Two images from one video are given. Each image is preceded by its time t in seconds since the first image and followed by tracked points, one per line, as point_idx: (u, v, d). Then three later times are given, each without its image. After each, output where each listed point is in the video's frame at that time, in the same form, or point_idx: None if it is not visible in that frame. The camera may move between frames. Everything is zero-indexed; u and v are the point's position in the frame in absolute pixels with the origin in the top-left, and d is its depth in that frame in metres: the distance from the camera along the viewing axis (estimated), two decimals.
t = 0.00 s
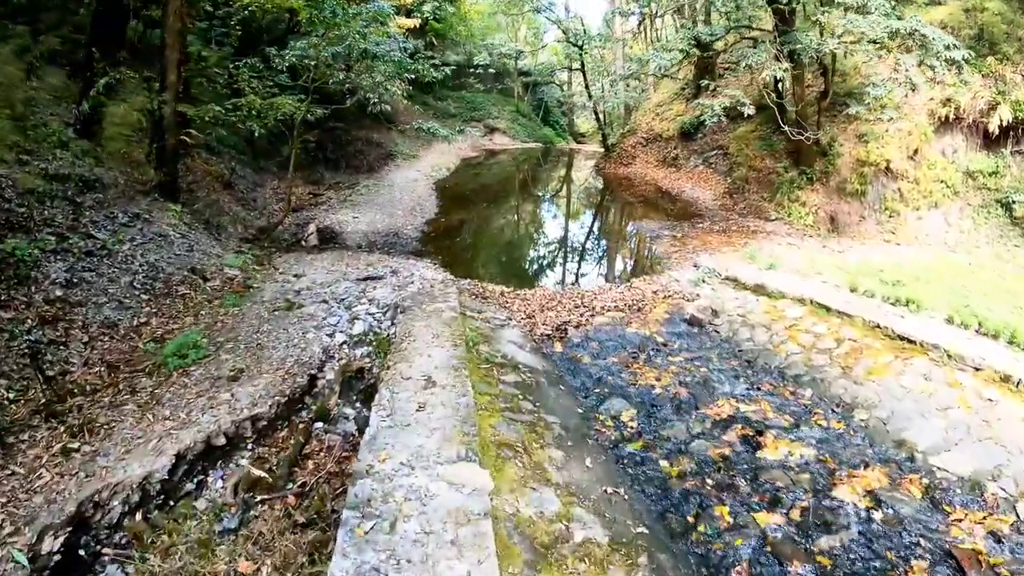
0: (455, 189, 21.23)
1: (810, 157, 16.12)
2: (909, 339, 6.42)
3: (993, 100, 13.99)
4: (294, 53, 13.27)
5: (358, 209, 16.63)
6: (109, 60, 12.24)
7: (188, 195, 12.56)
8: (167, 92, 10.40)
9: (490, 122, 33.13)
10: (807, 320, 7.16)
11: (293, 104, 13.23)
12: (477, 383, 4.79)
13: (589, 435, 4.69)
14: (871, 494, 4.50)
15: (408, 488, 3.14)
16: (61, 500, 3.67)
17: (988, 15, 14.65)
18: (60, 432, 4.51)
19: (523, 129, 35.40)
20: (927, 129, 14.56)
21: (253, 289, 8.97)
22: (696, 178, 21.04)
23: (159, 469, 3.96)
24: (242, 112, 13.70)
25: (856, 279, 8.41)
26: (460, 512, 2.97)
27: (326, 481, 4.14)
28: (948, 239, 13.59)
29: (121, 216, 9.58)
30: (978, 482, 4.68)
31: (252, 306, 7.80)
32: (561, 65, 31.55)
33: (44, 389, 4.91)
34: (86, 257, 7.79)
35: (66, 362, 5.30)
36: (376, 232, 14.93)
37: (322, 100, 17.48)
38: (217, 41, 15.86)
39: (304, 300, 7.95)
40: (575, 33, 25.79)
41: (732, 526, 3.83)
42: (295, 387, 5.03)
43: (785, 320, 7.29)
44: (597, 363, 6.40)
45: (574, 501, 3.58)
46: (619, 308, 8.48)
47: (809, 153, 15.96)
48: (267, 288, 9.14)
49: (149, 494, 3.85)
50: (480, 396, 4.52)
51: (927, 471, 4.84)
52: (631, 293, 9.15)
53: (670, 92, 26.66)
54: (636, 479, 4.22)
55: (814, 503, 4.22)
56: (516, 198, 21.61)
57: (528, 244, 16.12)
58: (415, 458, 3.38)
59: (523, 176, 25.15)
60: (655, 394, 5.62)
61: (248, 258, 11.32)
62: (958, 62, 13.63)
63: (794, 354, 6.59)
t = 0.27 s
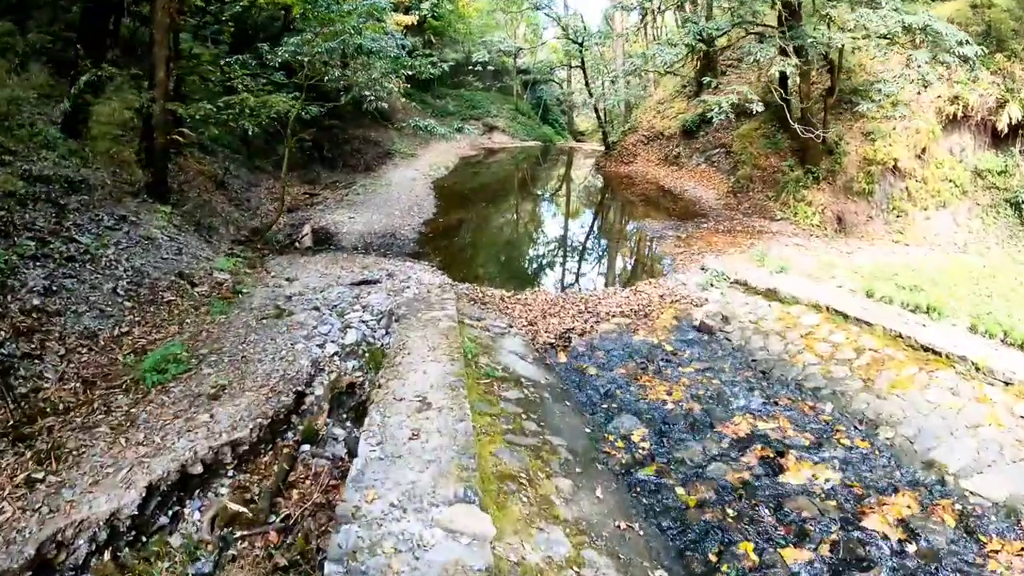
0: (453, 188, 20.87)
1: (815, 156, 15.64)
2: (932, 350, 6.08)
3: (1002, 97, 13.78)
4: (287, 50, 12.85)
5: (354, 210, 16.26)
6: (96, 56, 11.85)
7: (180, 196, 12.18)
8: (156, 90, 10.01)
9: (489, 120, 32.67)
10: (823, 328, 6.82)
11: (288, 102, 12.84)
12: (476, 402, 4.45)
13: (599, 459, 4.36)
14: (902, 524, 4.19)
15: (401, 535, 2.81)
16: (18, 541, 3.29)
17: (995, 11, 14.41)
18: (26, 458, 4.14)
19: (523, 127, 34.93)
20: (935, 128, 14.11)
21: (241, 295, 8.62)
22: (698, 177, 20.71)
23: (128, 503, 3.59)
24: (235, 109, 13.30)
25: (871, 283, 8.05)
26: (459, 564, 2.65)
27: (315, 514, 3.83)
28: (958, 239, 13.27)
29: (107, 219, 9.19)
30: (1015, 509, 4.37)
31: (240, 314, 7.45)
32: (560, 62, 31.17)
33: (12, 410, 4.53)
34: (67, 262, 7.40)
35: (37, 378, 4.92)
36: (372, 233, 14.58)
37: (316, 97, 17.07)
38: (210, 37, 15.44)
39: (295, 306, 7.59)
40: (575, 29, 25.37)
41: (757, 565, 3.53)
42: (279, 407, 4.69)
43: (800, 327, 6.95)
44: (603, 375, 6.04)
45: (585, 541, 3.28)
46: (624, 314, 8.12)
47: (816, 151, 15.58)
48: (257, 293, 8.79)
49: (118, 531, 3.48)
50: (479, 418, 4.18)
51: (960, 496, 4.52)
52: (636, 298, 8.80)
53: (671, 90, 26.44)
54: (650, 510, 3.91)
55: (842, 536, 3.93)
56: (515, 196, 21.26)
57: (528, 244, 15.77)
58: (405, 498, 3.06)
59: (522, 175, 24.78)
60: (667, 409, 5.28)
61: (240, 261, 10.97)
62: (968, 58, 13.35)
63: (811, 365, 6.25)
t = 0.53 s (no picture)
0: (453, 187, 20.60)
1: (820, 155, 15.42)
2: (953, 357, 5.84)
3: (1009, 96, 13.50)
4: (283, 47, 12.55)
5: (352, 209, 15.97)
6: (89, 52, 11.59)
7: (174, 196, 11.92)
8: (149, 87, 9.78)
9: (488, 119, 32.28)
10: (838, 334, 6.57)
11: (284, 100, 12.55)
12: (480, 416, 4.20)
13: (610, 476, 4.13)
14: (931, 544, 3.96)
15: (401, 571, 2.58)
16: None
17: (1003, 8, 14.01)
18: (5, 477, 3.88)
19: (523, 126, 34.60)
20: (941, 127, 13.84)
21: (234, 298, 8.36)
22: (700, 175, 20.45)
23: (110, 529, 3.35)
24: (229, 108, 13.00)
25: (885, 287, 7.78)
26: None
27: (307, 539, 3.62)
28: (965, 239, 12.99)
29: (99, 220, 8.90)
30: None
31: (232, 320, 7.20)
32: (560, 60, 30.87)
33: None
34: (55, 266, 7.13)
35: (19, 390, 4.65)
36: (370, 233, 14.31)
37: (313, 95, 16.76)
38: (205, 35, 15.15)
39: (289, 311, 7.33)
40: (576, 27, 25.05)
41: None
42: (271, 421, 4.45)
43: (814, 333, 6.70)
44: (611, 384, 5.80)
45: (600, 570, 3.05)
46: (631, 318, 7.87)
47: (822, 150, 15.31)
48: (251, 297, 8.54)
49: (100, 560, 3.24)
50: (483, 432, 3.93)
51: (990, 512, 4.29)
52: (642, 301, 8.54)
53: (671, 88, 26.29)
54: (666, 533, 3.68)
55: (870, 559, 3.71)
56: (515, 196, 20.98)
57: (527, 243, 15.51)
58: (406, 530, 2.94)
59: (521, 174, 24.48)
60: (679, 421, 5.04)
61: (234, 263, 10.71)
62: (976, 55, 13.08)
63: (827, 372, 6.01)
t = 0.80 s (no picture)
0: (450, 184, 20.30)
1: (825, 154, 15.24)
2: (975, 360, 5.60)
3: (1015, 92, 13.12)
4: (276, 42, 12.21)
5: (348, 208, 15.67)
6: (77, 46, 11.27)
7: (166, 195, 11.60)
8: (140, 82, 9.45)
9: (486, 116, 31.82)
10: (853, 335, 6.32)
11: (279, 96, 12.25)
12: (483, 428, 3.92)
13: (624, 491, 3.88)
14: (964, 561, 3.73)
15: None
16: None
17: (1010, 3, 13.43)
18: None
19: (521, 124, 34.28)
20: (947, 123, 13.61)
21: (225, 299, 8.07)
22: (701, 173, 20.17)
23: (84, 556, 3.17)
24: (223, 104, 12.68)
25: (899, 286, 7.51)
26: None
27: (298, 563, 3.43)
28: (972, 236, 12.72)
29: (88, 219, 8.57)
30: None
31: (223, 323, 6.92)
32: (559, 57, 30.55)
33: None
34: (38, 267, 6.82)
35: None
36: (367, 231, 14.02)
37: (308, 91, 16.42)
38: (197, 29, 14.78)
39: (280, 314, 7.04)
40: (574, 23, 24.72)
41: None
42: (261, 432, 4.23)
43: (828, 334, 6.44)
44: (619, 389, 5.54)
45: None
46: (637, 319, 7.60)
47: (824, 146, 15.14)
48: (243, 298, 8.25)
49: None
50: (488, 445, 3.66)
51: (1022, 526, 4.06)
52: (647, 301, 8.28)
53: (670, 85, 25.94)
54: (686, 553, 3.44)
55: None
56: (512, 193, 20.69)
57: (525, 241, 15.22)
58: (407, 564, 2.67)
59: (519, 172, 24.16)
60: (693, 429, 4.79)
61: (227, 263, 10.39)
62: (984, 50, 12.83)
63: (843, 376, 5.76)
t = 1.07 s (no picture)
0: (444, 180, 19.93)
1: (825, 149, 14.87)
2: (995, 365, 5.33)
3: (1016, 88, 12.99)
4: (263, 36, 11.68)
5: (339, 204, 15.28)
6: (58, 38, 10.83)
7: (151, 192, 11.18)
8: (125, 76, 8.98)
9: (480, 112, 31.36)
10: (865, 339, 6.06)
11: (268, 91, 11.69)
12: (481, 444, 3.71)
13: (633, 514, 3.63)
14: None
15: None
16: None
17: None
18: None
19: (515, 119, 33.85)
20: (948, 119, 13.39)
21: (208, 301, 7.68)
22: (697, 168, 19.87)
23: None
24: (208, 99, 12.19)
25: (909, 286, 7.25)
26: None
27: None
28: (974, 234, 12.54)
29: (68, 218, 8.14)
30: None
31: (205, 328, 6.55)
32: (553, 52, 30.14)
33: None
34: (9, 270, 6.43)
35: None
36: (358, 228, 13.65)
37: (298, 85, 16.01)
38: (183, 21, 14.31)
39: (264, 317, 6.70)
40: (569, 17, 24.35)
41: None
42: (238, 451, 3.93)
43: (839, 337, 6.17)
44: (622, 396, 5.23)
45: None
46: (638, 321, 7.30)
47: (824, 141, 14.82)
48: (228, 300, 7.88)
49: None
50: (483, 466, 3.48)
51: None
52: (648, 300, 7.98)
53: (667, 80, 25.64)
54: None
55: None
56: (506, 189, 20.36)
57: (518, 237, 14.93)
58: None
59: (513, 168, 23.80)
60: (703, 441, 4.51)
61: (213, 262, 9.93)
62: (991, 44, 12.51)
63: (857, 383, 5.50)
